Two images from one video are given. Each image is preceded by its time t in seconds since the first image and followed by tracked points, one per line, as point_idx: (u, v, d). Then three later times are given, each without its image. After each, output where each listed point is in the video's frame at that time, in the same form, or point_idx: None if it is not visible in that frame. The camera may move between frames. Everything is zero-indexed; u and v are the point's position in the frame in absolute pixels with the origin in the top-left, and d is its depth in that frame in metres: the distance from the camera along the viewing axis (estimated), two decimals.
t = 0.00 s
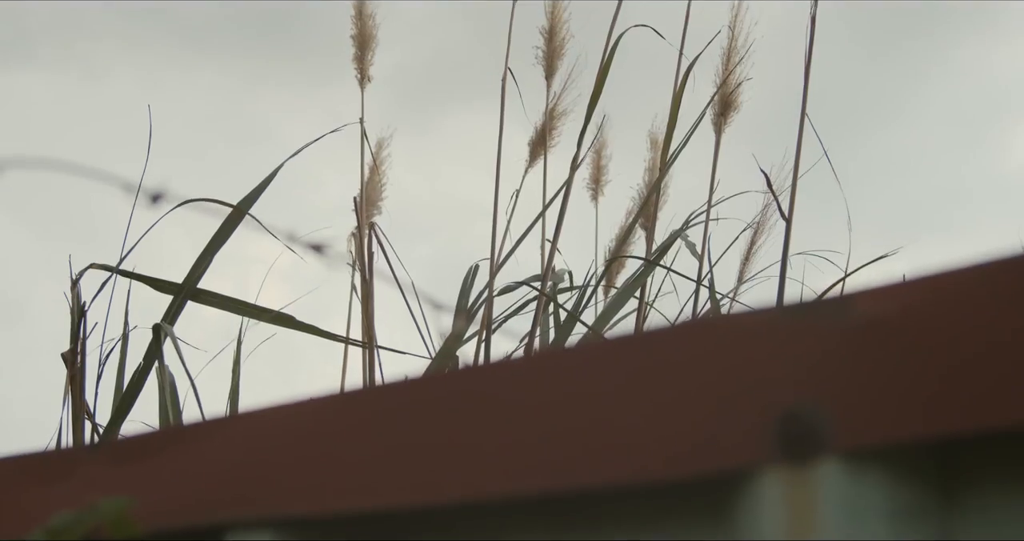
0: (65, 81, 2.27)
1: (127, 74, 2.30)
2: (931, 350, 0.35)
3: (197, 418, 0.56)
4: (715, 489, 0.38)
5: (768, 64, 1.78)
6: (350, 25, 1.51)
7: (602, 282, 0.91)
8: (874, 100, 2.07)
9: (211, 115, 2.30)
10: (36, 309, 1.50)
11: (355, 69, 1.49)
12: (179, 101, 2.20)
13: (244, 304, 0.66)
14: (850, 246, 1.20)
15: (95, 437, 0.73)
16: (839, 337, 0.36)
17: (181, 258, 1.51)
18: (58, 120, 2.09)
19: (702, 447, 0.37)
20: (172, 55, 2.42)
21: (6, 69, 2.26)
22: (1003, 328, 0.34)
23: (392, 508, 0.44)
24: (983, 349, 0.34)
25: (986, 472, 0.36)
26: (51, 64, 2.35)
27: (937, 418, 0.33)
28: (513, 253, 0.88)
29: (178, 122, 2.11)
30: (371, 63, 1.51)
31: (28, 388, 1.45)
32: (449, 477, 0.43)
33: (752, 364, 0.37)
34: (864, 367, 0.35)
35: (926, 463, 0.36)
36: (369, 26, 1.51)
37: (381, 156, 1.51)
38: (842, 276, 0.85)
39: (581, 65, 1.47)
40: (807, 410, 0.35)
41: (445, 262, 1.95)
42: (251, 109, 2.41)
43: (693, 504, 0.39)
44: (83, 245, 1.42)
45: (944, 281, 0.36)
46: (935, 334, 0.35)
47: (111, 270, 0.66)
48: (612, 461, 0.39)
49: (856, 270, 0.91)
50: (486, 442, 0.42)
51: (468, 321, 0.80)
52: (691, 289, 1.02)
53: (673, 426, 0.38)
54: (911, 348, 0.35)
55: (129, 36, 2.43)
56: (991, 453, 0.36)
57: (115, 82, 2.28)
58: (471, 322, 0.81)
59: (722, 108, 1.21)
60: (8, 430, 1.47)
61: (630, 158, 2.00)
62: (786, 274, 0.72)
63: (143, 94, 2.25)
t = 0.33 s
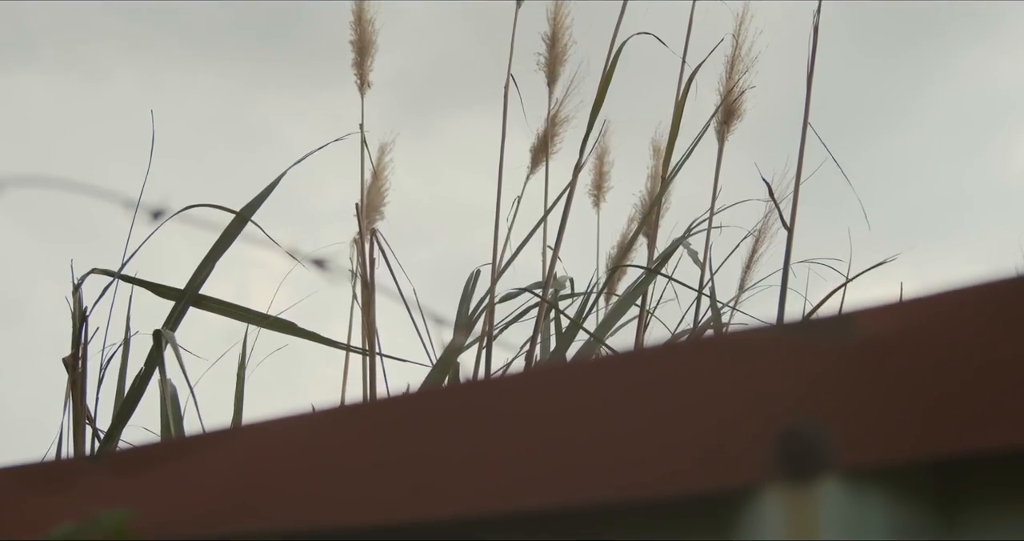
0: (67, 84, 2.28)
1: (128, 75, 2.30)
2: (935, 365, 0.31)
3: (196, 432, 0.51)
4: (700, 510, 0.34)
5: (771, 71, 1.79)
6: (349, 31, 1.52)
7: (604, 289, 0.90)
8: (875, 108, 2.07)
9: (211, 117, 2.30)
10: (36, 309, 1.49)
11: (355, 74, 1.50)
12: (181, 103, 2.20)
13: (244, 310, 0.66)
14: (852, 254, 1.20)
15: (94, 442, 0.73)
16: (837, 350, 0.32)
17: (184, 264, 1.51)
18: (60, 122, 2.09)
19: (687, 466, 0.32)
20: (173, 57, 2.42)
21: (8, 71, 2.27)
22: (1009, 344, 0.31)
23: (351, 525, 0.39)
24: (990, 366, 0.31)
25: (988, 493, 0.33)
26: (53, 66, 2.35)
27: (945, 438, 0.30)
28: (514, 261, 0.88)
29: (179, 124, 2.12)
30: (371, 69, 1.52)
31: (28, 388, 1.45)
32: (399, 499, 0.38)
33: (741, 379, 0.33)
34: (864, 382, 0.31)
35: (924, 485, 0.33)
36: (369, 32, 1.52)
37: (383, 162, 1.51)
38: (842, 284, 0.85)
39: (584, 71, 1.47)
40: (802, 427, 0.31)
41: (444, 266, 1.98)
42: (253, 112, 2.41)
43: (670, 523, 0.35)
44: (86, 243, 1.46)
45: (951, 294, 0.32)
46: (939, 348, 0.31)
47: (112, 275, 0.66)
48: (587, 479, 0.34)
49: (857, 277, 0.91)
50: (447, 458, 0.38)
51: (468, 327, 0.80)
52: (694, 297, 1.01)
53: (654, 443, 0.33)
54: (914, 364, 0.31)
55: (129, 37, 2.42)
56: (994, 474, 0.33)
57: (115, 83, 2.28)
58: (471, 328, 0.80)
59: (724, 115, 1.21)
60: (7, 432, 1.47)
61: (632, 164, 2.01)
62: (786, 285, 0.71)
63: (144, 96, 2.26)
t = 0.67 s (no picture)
0: (68, 88, 2.28)
1: (129, 80, 2.31)
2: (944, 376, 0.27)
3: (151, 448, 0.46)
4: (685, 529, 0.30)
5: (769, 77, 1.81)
6: (350, 35, 1.53)
7: (603, 294, 0.90)
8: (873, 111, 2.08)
9: (211, 121, 2.31)
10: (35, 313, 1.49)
11: (355, 80, 1.51)
12: (180, 107, 2.21)
13: (246, 317, 0.66)
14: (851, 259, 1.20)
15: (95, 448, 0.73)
16: (838, 359, 0.29)
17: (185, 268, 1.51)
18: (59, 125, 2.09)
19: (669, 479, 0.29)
20: (173, 62, 2.42)
21: (8, 76, 2.27)
22: None
23: None
24: (1006, 381, 0.27)
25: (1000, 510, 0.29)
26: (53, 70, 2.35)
27: (956, 453, 0.26)
28: (514, 266, 0.87)
29: (179, 128, 2.13)
30: (371, 74, 1.53)
31: (27, 391, 1.44)
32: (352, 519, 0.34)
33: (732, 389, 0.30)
34: (868, 392, 0.28)
35: (924, 502, 0.29)
36: (369, 37, 1.53)
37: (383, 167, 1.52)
38: (842, 287, 0.85)
39: (583, 75, 1.47)
40: (797, 440, 0.28)
41: (445, 270, 1.99)
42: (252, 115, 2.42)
43: None
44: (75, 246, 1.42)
45: (959, 299, 0.29)
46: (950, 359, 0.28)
47: (112, 281, 0.65)
48: (557, 496, 0.31)
49: (857, 281, 0.91)
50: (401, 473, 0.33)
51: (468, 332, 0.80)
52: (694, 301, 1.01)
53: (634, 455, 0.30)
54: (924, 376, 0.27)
55: (129, 40, 2.42)
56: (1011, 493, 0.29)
57: (116, 88, 2.28)
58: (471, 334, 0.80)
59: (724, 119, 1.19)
60: (7, 435, 1.48)
61: (631, 168, 2.01)
62: (787, 288, 0.71)
63: (144, 100, 2.26)
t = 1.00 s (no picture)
0: (67, 91, 2.29)
1: (128, 82, 2.31)
2: (946, 392, 0.25)
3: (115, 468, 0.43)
4: None
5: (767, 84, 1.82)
6: (351, 41, 1.54)
7: (603, 300, 0.90)
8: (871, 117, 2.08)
9: (210, 124, 2.31)
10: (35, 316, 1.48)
11: (355, 84, 1.51)
12: (182, 108, 2.22)
13: (245, 323, 0.66)
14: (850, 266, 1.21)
15: (94, 455, 0.72)
16: (835, 373, 0.26)
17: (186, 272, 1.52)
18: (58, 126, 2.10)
19: (651, 499, 0.25)
20: (173, 65, 2.43)
21: (7, 78, 2.27)
22: None
23: None
24: (1009, 401, 0.25)
25: None
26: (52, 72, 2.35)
27: (962, 474, 0.23)
28: (512, 273, 0.87)
29: (179, 130, 2.14)
30: (371, 79, 1.54)
31: (25, 394, 1.44)
32: None
33: (722, 402, 0.27)
34: (867, 406, 0.25)
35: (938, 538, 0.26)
36: (369, 42, 1.54)
37: (382, 173, 1.53)
38: (843, 294, 0.85)
39: (581, 81, 1.48)
40: (792, 456, 0.25)
41: (444, 273, 1.99)
42: (252, 118, 2.42)
43: None
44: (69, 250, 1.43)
45: (958, 318, 0.27)
46: (953, 376, 0.25)
47: (111, 286, 0.65)
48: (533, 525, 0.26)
49: (857, 289, 0.91)
50: (350, 488, 0.29)
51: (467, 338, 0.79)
52: (692, 308, 1.01)
53: (612, 470, 0.27)
54: (926, 391, 0.25)
55: (129, 42, 2.43)
56: None
57: (115, 90, 2.29)
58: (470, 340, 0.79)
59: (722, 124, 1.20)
60: (7, 439, 1.48)
61: (631, 172, 2.03)
62: (786, 293, 0.71)
63: (143, 103, 2.26)
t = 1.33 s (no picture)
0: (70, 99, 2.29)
1: (127, 90, 2.30)
2: (944, 418, 0.25)
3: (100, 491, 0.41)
4: None
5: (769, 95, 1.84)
6: (353, 51, 1.55)
7: (605, 313, 0.89)
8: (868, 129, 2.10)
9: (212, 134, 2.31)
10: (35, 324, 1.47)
11: (359, 95, 1.52)
12: (181, 116, 2.26)
13: (246, 334, 0.65)
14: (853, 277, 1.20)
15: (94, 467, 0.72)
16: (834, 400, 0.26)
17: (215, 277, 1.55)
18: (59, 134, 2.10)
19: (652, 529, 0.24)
20: (175, 73, 2.45)
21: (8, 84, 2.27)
22: (1022, 398, 0.25)
23: None
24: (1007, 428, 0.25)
25: None
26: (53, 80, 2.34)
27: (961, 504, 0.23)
28: (514, 285, 0.87)
29: (181, 135, 2.21)
30: (373, 90, 1.54)
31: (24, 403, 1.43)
32: None
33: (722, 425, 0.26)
34: (865, 431, 0.25)
35: None
36: (372, 53, 1.55)
37: (383, 184, 1.54)
38: (847, 306, 0.85)
39: (584, 92, 1.49)
40: (799, 487, 0.24)
41: (445, 283, 2.00)
42: (254, 127, 2.42)
43: None
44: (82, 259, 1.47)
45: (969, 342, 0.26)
46: (952, 404, 0.25)
47: (112, 297, 0.65)
48: None
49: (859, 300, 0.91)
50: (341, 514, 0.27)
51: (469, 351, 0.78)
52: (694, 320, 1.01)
53: (615, 495, 0.26)
54: (926, 418, 0.25)
55: (134, 52, 2.46)
56: None
57: (115, 97, 2.29)
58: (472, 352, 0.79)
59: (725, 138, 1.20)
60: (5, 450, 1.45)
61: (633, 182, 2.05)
62: (789, 305, 0.71)
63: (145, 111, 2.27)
